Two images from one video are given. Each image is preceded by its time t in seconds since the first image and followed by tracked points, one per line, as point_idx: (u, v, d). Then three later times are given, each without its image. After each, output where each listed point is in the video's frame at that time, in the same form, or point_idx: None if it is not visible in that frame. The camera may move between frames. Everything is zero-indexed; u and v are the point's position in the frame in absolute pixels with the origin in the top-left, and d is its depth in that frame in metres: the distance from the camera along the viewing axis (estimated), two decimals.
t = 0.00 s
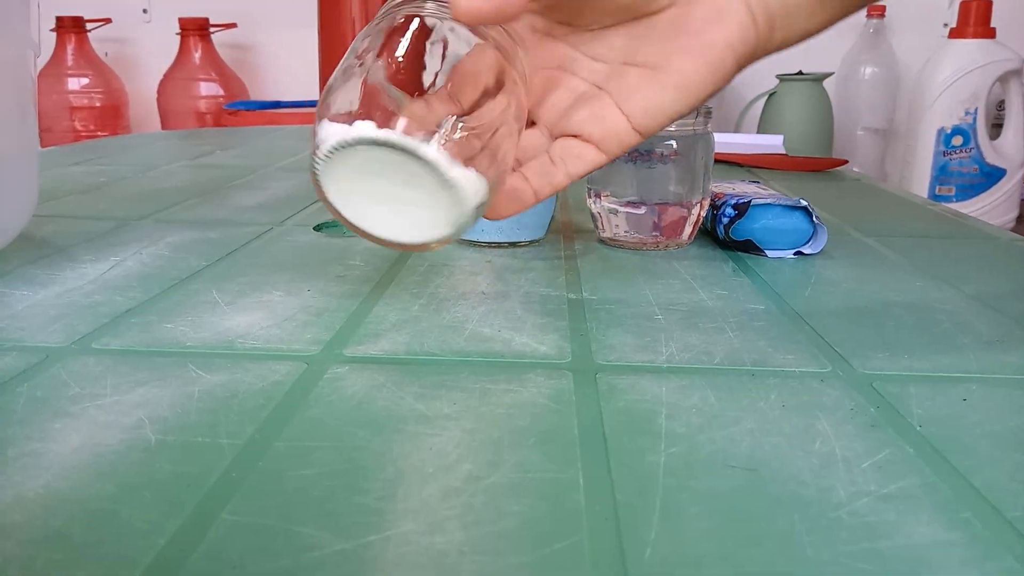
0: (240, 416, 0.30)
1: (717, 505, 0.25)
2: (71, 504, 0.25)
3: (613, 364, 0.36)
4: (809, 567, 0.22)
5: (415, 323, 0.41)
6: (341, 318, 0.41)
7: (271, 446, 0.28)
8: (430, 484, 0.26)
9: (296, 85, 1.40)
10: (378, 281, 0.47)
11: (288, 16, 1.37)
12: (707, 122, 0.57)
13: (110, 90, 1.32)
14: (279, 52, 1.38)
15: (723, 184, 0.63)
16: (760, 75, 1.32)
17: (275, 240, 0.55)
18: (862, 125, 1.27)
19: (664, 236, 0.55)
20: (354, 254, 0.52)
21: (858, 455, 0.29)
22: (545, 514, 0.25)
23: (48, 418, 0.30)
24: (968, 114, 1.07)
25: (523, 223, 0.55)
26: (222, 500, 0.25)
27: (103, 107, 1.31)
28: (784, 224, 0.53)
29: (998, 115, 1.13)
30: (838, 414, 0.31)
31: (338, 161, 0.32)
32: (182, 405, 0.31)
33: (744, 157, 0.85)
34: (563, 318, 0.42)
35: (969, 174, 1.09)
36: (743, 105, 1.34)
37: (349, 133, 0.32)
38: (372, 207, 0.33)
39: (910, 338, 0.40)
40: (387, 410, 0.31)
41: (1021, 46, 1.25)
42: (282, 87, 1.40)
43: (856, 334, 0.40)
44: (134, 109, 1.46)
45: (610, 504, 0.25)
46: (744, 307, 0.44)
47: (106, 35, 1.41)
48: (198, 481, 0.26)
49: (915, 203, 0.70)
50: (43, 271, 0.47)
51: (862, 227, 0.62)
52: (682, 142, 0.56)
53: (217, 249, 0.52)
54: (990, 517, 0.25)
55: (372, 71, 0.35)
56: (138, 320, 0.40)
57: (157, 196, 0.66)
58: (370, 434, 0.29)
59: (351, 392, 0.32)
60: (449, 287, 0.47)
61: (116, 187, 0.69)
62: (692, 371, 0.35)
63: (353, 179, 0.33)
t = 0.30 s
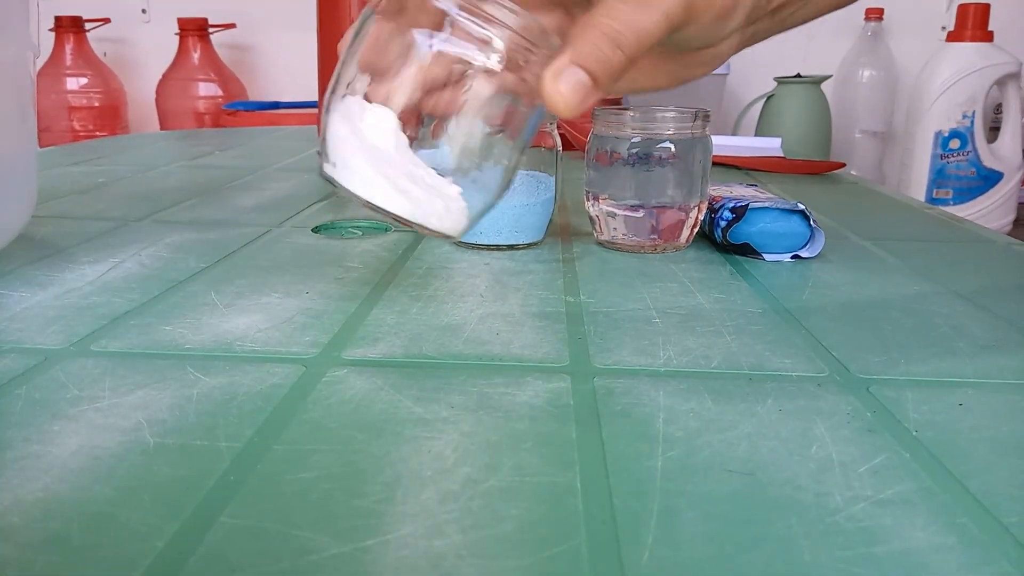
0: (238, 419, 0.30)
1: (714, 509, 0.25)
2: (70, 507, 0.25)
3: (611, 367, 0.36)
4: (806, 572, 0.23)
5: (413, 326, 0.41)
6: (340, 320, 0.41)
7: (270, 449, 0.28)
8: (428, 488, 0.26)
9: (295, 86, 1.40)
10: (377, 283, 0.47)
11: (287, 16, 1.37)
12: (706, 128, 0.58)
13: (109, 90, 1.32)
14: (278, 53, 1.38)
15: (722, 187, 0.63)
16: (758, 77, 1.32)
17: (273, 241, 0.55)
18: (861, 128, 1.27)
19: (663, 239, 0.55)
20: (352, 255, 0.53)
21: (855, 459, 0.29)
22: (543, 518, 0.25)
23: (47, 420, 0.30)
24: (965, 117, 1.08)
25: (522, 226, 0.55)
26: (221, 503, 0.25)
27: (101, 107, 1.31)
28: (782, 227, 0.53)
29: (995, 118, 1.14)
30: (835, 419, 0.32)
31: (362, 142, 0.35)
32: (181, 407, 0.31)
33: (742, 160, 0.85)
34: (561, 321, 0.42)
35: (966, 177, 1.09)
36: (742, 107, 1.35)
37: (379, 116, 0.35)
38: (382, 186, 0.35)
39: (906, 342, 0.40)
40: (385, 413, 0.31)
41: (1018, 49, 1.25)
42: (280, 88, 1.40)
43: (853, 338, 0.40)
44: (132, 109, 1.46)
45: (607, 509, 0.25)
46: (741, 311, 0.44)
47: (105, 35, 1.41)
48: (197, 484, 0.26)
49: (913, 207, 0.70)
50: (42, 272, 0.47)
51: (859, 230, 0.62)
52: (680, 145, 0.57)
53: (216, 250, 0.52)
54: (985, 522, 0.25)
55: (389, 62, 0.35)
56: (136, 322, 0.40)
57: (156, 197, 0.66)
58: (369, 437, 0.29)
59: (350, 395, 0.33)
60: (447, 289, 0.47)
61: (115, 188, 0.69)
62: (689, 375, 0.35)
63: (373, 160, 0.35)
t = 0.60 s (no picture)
0: (239, 416, 0.30)
1: (715, 505, 0.25)
2: (72, 504, 0.25)
3: (612, 364, 0.36)
4: (807, 568, 0.23)
5: (414, 323, 0.41)
6: (341, 318, 0.41)
7: (271, 446, 0.28)
8: (429, 485, 0.26)
9: (296, 86, 1.40)
10: (378, 281, 0.47)
11: (288, 15, 1.37)
12: (707, 124, 0.58)
13: (110, 89, 1.32)
14: (279, 52, 1.38)
15: (722, 184, 0.63)
16: (759, 74, 1.32)
17: (274, 240, 0.55)
18: (862, 124, 1.27)
19: (664, 236, 0.55)
20: (353, 253, 0.53)
21: (856, 455, 0.29)
22: (544, 514, 0.25)
23: (48, 418, 0.30)
24: (967, 114, 1.07)
25: (523, 223, 0.55)
26: (221, 501, 0.25)
27: (102, 107, 1.31)
28: (783, 224, 0.53)
29: (997, 115, 1.13)
30: (836, 415, 0.32)
31: (383, 147, 0.38)
32: (182, 405, 0.31)
33: (743, 156, 0.85)
34: (563, 318, 0.42)
35: (968, 174, 1.09)
36: (744, 104, 1.34)
37: (396, 125, 0.39)
38: (405, 185, 0.38)
39: (908, 338, 0.40)
40: (386, 410, 0.31)
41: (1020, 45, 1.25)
42: (281, 87, 1.40)
43: (855, 334, 0.40)
44: (133, 109, 1.46)
45: (608, 505, 0.25)
46: (742, 307, 0.44)
47: (106, 35, 1.41)
48: (198, 480, 0.26)
49: (915, 203, 0.70)
50: (43, 271, 0.47)
51: (861, 227, 0.62)
52: (681, 142, 0.56)
53: (217, 248, 0.52)
54: (987, 517, 0.25)
55: (413, 72, 0.38)
56: (137, 320, 0.40)
57: (157, 196, 0.66)
58: (369, 434, 0.29)
59: (350, 392, 0.33)
60: (448, 287, 0.47)
61: (116, 187, 0.69)
62: (690, 371, 0.35)
63: (393, 162, 0.38)
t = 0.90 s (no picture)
0: (238, 418, 0.30)
1: (715, 509, 0.25)
2: (70, 506, 0.25)
3: (612, 367, 0.36)
4: (807, 573, 0.22)
5: (413, 325, 0.41)
6: (341, 319, 0.41)
7: (270, 448, 0.28)
8: (428, 488, 0.26)
9: (296, 85, 1.40)
10: (378, 283, 0.47)
11: (289, 15, 1.37)
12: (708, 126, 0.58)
13: (110, 88, 1.32)
14: (279, 52, 1.38)
15: (723, 187, 0.63)
16: (760, 76, 1.32)
17: (274, 240, 0.55)
18: (862, 127, 1.27)
19: (664, 239, 0.55)
20: (353, 254, 0.53)
21: (856, 460, 0.29)
22: (544, 518, 0.25)
23: (47, 420, 0.30)
24: (967, 117, 1.07)
25: (523, 225, 0.55)
26: (220, 503, 0.25)
27: (102, 105, 1.31)
28: (783, 227, 0.53)
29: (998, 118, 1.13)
30: (836, 419, 0.31)
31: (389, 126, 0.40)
32: (181, 407, 0.31)
33: (744, 159, 0.85)
34: (563, 321, 0.42)
35: (969, 177, 1.09)
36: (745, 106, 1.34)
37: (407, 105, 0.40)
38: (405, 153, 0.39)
39: (908, 342, 0.40)
40: (385, 413, 0.31)
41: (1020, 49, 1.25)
42: (282, 87, 1.40)
43: (855, 338, 0.40)
44: (133, 108, 1.46)
45: (608, 509, 0.25)
46: (742, 310, 0.44)
47: (106, 34, 1.41)
48: (197, 482, 0.26)
49: (915, 206, 0.70)
50: (43, 270, 0.47)
51: (861, 230, 0.62)
52: (682, 145, 0.57)
53: (217, 249, 0.52)
54: (987, 522, 0.25)
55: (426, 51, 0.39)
56: (136, 321, 0.40)
57: (156, 195, 0.66)
58: (368, 437, 0.29)
59: (350, 395, 0.32)
60: (448, 289, 0.47)
61: (116, 187, 0.69)
62: (690, 375, 0.35)
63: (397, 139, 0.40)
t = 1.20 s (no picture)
0: (239, 425, 0.30)
1: (717, 516, 0.25)
2: (71, 513, 0.25)
3: (613, 373, 0.36)
4: None
5: (414, 331, 0.41)
6: (342, 325, 0.41)
7: (272, 455, 0.28)
8: (430, 495, 0.26)
9: (296, 91, 1.40)
10: (379, 288, 0.47)
11: (289, 21, 1.37)
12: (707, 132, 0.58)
13: (111, 94, 1.32)
14: (279, 58, 1.39)
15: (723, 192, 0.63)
16: (759, 82, 1.32)
17: (276, 246, 0.55)
18: (862, 133, 1.28)
19: (664, 244, 0.55)
20: (353, 260, 0.53)
21: (858, 466, 0.29)
22: (546, 525, 0.25)
23: (48, 427, 0.30)
24: (967, 122, 1.08)
25: (524, 230, 0.55)
26: (222, 510, 0.25)
27: (103, 111, 1.32)
28: (784, 232, 0.53)
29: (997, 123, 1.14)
30: (837, 425, 0.31)
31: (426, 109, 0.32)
32: (183, 413, 0.31)
33: (744, 164, 0.85)
34: (564, 327, 0.42)
35: (968, 182, 1.09)
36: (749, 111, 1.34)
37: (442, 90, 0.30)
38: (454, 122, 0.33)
39: (909, 348, 0.40)
40: (387, 419, 0.31)
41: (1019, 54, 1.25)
42: (282, 93, 1.40)
43: (856, 343, 0.40)
44: (134, 114, 1.46)
45: (610, 515, 0.25)
46: (743, 316, 0.44)
47: (107, 40, 1.41)
48: (198, 489, 0.26)
49: (914, 211, 0.70)
50: (43, 276, 0.47)
51: (861, 235, 0.62)
52: (682, 151, 0.57)
53: (218, 255, 0.52)
54: (989, 529, 0.25)
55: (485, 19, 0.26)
56: (137, 327, 0.40)
57: (158, 201, 0.66)
58: (370, 443, 0.29)
59: (351, 401, 0.32)
60: (449, 294, 0.47)
61: (117, 192, 0.69)
62: (691, 381, 0.35)
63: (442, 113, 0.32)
